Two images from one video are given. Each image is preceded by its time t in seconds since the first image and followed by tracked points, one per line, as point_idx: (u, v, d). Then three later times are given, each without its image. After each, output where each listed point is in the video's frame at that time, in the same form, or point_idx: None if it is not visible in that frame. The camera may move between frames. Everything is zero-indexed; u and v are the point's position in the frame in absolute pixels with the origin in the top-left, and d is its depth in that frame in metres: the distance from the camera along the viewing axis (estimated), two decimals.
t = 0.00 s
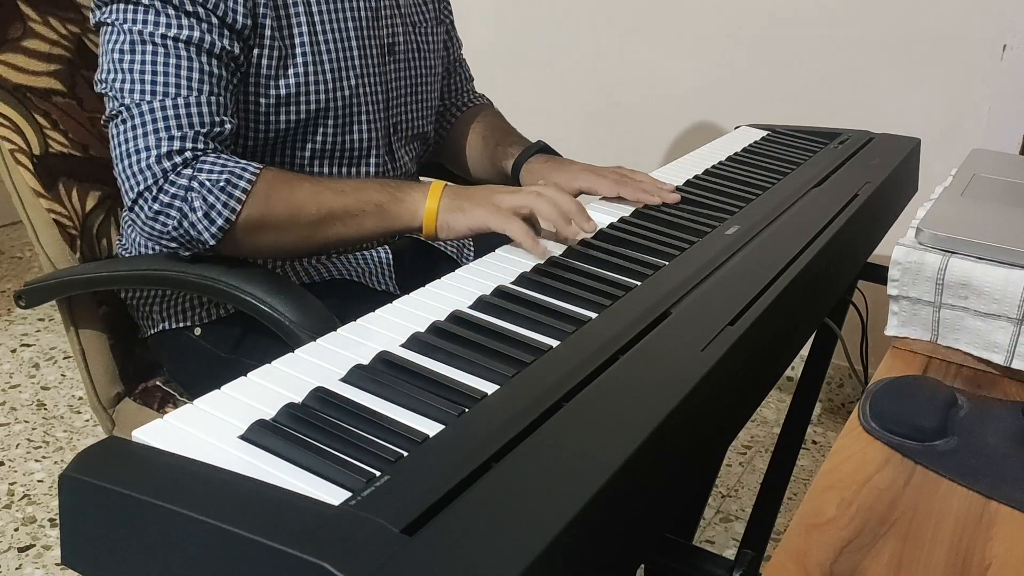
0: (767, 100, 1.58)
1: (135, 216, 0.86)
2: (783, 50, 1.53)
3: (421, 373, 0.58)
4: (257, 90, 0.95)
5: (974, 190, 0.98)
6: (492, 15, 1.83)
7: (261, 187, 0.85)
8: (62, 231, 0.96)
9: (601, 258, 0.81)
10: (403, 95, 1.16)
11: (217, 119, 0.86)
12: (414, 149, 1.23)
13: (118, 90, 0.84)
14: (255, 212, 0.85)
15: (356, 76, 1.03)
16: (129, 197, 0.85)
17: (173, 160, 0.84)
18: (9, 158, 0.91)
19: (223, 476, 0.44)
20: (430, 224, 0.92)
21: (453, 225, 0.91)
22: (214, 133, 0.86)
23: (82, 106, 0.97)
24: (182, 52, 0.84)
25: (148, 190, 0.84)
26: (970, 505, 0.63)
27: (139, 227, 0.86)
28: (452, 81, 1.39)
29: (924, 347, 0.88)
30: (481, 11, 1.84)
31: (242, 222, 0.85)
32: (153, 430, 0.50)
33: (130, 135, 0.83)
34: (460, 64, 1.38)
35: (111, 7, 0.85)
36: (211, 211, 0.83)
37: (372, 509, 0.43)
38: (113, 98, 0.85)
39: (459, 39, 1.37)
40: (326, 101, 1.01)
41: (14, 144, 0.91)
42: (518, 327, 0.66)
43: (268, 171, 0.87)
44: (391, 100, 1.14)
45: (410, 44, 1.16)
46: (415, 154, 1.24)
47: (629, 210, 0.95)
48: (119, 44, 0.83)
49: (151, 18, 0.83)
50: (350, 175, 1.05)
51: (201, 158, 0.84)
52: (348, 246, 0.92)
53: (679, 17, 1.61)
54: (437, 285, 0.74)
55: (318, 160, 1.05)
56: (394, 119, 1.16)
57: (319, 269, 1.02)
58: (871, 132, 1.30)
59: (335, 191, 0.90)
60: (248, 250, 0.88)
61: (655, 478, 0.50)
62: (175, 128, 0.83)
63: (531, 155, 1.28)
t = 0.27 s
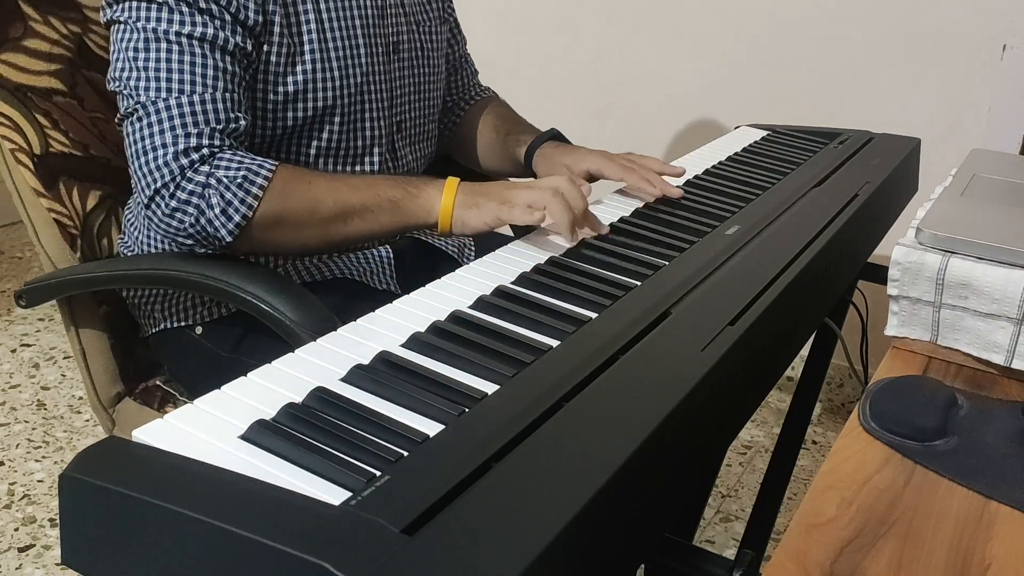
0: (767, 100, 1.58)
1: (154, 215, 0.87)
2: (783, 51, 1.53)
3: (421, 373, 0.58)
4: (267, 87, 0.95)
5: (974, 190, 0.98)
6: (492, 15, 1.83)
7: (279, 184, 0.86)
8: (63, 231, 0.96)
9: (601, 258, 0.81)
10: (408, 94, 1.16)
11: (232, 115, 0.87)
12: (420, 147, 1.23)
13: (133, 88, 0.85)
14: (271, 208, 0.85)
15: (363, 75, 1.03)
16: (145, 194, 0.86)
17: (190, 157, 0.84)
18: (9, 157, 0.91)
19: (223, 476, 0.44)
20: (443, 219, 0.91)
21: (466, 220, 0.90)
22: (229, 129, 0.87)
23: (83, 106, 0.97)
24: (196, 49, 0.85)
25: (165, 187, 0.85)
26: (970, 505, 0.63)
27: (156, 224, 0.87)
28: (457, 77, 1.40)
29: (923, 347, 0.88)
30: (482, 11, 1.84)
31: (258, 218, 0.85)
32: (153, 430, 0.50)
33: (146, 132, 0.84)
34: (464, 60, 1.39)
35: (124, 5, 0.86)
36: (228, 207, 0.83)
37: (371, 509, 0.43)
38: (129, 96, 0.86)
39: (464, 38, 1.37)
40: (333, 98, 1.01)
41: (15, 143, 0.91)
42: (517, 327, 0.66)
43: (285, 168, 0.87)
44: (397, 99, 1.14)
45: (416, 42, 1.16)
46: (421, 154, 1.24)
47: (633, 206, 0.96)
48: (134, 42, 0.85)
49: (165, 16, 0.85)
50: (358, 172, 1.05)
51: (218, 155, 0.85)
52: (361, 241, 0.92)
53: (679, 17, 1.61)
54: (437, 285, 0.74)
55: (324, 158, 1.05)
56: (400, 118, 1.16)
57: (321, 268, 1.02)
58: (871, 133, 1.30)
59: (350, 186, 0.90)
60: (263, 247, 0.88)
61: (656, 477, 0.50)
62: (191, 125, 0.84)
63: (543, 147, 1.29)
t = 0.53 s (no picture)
0: (767, 100, 1.58)
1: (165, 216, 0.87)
2: (782, 50, 1.53)
3: (421, 373, 0.58)
4: (272, 87, 0.96)
5: (974, 190, 0.98)
6: (492, 15, 1.83)
7: (289, 181, 0.86)
8: (63, 231, 0.95)
9: (600, 258, 0.81)
10: (411, 93, 1.16)
11: (240, 115, 0.87)
12: (422, 146, 1.23)
13: (142, 88, 0.85)
14: (283, 206, 0.85)
15: (365, 74, 1.04)
16: (156, 194, 0.86)
17: (202, 156, 0.84)
18: (9, 157, 0.91)
19: (223, 476, 0.44)
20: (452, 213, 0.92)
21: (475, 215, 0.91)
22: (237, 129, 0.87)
23: (83, 106, 0.97)
24: (204, 49, 0.85)
25: (177, 186, 0.84)
26: (970, 506, 0.63)
27: (167, 224, 0.87)
28: (459, 76, 1.40)
29: (923, 347, 0.88)
30: (482, 11, 1.84)
31: (271, 216, 0.85)
32: (153, 430, 0.50)
33: (157, 132, 0.84)
34: (467, 59, 1.39)
35: (130, 5, 0.86)
36: (241, 205, 0.83)
37: (371, 509, 0.43)
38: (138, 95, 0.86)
39: (465, 37, 1.37)
40: (335, 98, 1.01)
41: (15, 143, 0.91)
42: (517, 327, 0.66)
43: (294, 167, 0.88)
44: (398, 99, 1.14)
45: (418, 42, 1.16)
46: (423, 154, 1.24)
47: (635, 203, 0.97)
48: (141, 42, 0.84)
49: (173, 16, 0.84)
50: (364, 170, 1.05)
51: (229, 154, 0.85)
52: (376, 237, 0.93)
53: (679, 17, 1.61)
54: (437, 285, 0.74)
55: (326, 157, 1.05)
56: (401, 118, 1.16)
57: (322, 266, 1.01)
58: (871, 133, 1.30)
59: (362, 182, 0.91)
60: (277, 245, 0.88)
61: (656, 478, 0.50)
62: (201, 124, 0.84)
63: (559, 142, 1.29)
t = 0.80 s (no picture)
0: (767, 100, 1.58)
1: (190, 219, 0.88)
2: (782, 50, 1.53)
3: (421, 373, 0.58)
4: (284, 87, 0.96)
5: (974, 190, 0.98)
6: (493, 15, 1.83)
7: (310, 182, 0.87)
8: (63, 230, 0.95)
9: (600, 258, 0.81)
10: (414, 93, 1.16)
11: (259, 116, 0.88)
12: (425, 144, 1.23)
13: (161, 91, 0.85)
14: (306, 204, 0.87)
15: (368, 74, 1.03)
16: (179, 197, 0.87)
17: (224, 158, 0.85)
18: (10, 157, 0.91)
19: (223, 476, 0.44)
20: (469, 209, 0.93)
21: (492, 211, 0.91)
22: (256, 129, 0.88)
23: (84, 106, 0.97)
24: (221, 51, 0.86)
25: (201, 189, 0.86)
26: (970, 506, 0.63)
27: (190, 225, 0.89)
28: (459, 77, 1.40)
29: (924, 347, 0.88)
30: (482, 11, 1.84)
31: (294, 214, 0.87)
32: (153, 430, 0.50)
33: (178, 136, 0.85)
34: (469, 60, 1.39)
35: (143, 7, 0.86)
36: (265, 206, 0.85)
37: (371, 510, 0.43)
38: (155, 98, 0.86)
39: (466, 37, 1.38)
40: (339, 97, 1.01)
41: (15, 142, 0.91)
42: (517, 327, 0.66)
43: (314, 168, 0.89)
44: (400, 99, 1.13)
45: (420, 42, 1.16)
46: (426, 154, 1.24)
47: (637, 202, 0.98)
48: (158, 45, 0.85)
49: (186, 18, 0.85)
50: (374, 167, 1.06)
51: (251, 155, 0.86)
52: (392, 233, 0.95)
53: (679, 17, 1.61)
54: (437, 285, 0.74)
55: (328, 155, 1.05)
56: (404, 118, 1.16)
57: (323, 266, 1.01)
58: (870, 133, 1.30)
59: (380, 181, 0.93)
60: (297, 241, 0.90)
61: (656, 477, 0.50)
62: (223, 127, 0.85)
63: (570, 139, 1.29)
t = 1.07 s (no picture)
0: (767, 99, 1.58)
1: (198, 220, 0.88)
2: (783, 50, 1.53)
3: (421, 373, 0.58)
4: (291, 88, 0.96)
5: (974, 190, 0.98)
6: (493, 15, 1.83)
7: (319, 182, 0.88)
8: (64, 229, 0.95)
9: (600, 258, 0.81)
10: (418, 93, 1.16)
11: (266, 118, 0.88)
12: (427, 145, 1.23)
13: (170, 92, 0.85)
14: (315, 205, 0.87)
15: (375, 77, 1.03)
16: (187, 197, 0.87)
17: (233, 160, 0.85)
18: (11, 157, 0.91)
19: (222, 477, 0.44)
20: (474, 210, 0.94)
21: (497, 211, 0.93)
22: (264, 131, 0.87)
23: (84, 105, 0.97)
24: (230, 53, 0.86)
25: (210, 190, 0.86)
26: (970, 506, 0.63)
27: (197, 225, 0.89)
28: (461, 78, 1.39)
29: (924, 347, 0.88)
30: (482, 11, 1.85)
31: (301, 215, 0.87)
32: (153, 430, 0.50)
33: (188, 136, 0.85)
34: (471, 60, 1.39)
35: (153, 8, 0.86)
36: (272, 207, 0.85)
37: (371, 510, 0.43)
38: (166, 99, 0.86)
39: (469, 38, 1.37)
40: (347, 100, 1.01)
41: (15, 142, 0.91)
42: (517, 327, 0.66)
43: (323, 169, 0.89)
44: (406, 100, 1.13)
45: (425, 43, 1.16)
46: (427, 154, 1.24)
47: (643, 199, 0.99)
48: (167, 46, 0.85)
49: (197, 19, 0.84)
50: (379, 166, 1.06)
51: (259, 157, 0.86)
52: (398, 232, 0.97)
53: (679, 16, 1.61)
54: (437, 285, 0.74)
55: (332, 157, 1.05)
56: (409, 120, 1.15)
57: (323, 265, 1.00)
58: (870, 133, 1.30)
59: (388, 181, 0.94)
60: (303, 241, 0.90)
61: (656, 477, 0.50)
62: (231, 128, 0.85)
63: (577, 138, 1.29)
